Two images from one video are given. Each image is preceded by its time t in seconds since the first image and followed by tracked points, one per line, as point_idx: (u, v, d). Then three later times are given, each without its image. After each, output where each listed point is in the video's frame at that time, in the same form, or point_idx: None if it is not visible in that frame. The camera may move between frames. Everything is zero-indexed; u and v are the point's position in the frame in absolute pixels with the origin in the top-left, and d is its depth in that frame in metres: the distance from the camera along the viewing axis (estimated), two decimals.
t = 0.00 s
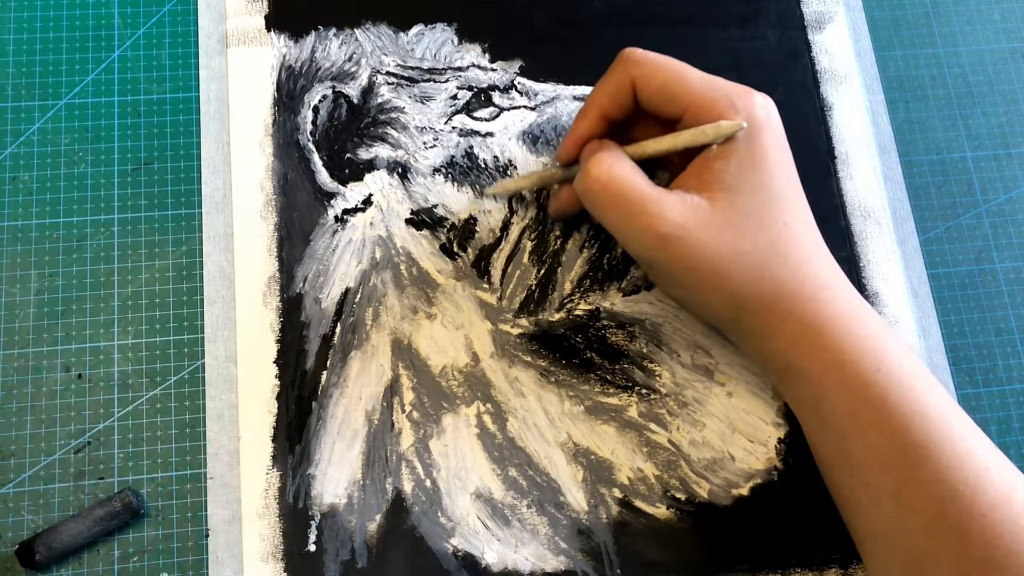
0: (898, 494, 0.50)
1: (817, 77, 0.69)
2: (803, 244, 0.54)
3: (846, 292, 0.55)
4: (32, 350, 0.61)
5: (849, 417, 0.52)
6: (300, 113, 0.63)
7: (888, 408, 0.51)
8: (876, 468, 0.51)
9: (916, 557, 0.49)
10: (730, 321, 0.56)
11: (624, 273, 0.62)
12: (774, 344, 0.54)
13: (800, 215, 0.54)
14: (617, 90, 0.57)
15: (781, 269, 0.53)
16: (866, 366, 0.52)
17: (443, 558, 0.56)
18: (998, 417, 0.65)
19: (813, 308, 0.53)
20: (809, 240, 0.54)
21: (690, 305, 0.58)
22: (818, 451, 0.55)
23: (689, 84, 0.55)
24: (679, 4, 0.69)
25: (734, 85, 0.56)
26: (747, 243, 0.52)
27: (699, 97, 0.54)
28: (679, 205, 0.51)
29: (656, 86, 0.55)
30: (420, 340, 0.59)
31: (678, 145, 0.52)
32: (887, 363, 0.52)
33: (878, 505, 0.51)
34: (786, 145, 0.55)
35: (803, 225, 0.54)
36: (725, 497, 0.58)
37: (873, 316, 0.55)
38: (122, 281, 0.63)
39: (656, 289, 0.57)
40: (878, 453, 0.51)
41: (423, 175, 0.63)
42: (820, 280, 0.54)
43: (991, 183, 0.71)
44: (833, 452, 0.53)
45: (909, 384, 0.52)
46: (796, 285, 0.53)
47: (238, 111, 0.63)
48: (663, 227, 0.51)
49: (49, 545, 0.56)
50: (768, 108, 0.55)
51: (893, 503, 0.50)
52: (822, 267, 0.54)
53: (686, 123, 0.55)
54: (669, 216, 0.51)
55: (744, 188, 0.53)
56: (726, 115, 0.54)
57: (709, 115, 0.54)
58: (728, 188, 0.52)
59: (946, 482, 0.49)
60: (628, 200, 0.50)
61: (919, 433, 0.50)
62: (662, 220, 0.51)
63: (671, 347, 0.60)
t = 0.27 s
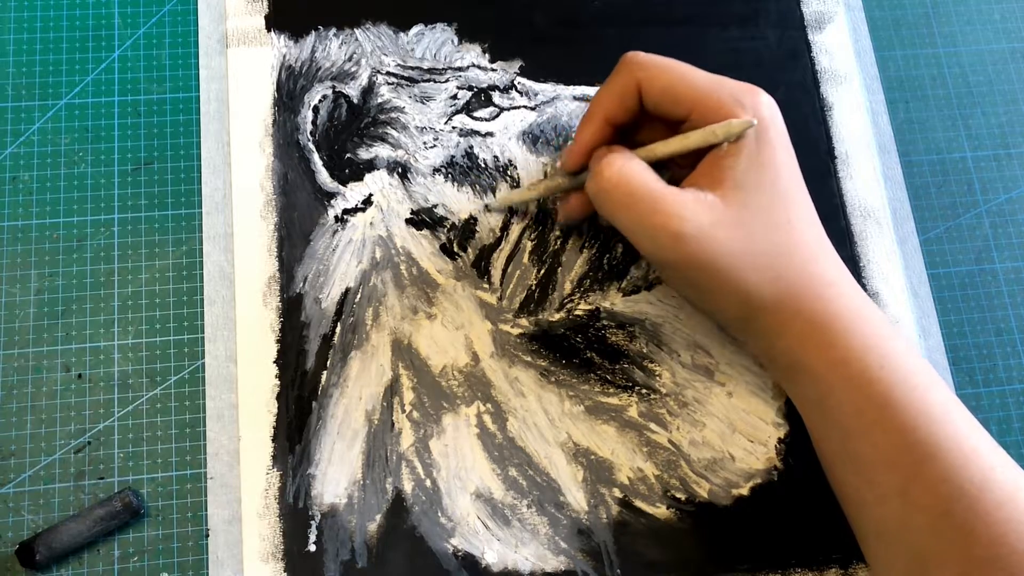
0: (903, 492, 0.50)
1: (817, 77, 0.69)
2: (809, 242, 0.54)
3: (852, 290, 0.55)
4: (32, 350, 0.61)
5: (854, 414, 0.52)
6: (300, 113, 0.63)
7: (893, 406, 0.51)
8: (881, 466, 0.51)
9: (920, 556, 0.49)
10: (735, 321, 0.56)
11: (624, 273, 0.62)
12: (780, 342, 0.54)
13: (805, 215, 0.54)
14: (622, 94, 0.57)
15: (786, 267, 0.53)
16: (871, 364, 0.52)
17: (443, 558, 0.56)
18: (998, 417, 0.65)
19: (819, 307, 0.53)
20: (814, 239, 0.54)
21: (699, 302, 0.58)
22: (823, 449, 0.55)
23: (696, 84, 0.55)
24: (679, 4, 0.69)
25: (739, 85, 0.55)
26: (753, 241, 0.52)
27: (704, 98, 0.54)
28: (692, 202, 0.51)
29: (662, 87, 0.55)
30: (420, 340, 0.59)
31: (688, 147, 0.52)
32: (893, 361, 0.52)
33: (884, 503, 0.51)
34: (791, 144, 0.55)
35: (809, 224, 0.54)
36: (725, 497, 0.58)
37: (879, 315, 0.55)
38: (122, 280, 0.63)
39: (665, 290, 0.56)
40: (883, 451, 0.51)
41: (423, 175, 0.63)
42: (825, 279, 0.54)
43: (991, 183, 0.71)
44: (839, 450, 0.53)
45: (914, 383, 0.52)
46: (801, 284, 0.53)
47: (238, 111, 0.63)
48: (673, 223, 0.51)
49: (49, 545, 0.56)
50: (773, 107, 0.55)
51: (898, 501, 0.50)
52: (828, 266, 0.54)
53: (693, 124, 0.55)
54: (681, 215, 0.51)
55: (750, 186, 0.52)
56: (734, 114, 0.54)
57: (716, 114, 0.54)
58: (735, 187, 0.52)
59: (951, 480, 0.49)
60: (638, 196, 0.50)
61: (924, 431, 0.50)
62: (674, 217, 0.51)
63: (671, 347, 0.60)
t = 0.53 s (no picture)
0: (906, 492, 0.50)
1: (817, 77, 0.69)
2: (809, 243, 0.54)
3: (854, 290, 0.55)
4: (32, 350, 0.61)
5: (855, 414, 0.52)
6: (300, 113, 0.63)
7: (895, 406, 0.51)
8: (883, 466, 0.51)
9: (923, 555, 0.49)
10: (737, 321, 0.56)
11: (624, 273, 0.62)
12: (782, 342, 0.54)
13: (804, 215, 0.54)
14: (608, 107, 0.57)
15: (788, 268, 0.53)
16: (874, 365, 0.52)
17: (443, 558, 0.56)
18: (998, 417, 0.65)
19: (821, 307, 0.53)
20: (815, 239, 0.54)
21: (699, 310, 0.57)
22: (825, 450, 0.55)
23: (683, 93, 0.55)
24: (679, 4, 0.69)
25: (727, 89, 0.55)
26: (753, 242, 0.52)
27: (693, 104, 0.54)
28: (690, 214, 0.51)
29: (649, 97, 0.55)
30: (420, 340, 0.59)
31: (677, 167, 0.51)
32: (895, 362, 0.52)
33: (886, 503, 0.51)
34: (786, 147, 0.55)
35: (809, 224, 0.54)
36: (725, 497, 0.58)
37: (881, 315, 0.55)
38: (122, 280, 0.63)
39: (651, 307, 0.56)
40: (885, 451, 0.51)
41: (423, 175, 0.63)
42: (827, 279, 0.54)
43: (991, 183, 0.71)
44: (842, 451, 0.53)
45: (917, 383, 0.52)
46: (803, 284, 0.53)
47: (238, 111, 0.63)
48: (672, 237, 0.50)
49: (49, 545, 0.56)
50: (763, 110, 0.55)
51: (901, 501, 0.50)
52: (829, 266, 0.54)
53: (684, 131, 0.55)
54: (682, 229, 0.50)
55: (747, 189, 0.52)
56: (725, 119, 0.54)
57: (707, 122, 0.54)
58: (734, 189, 0.52)
59: (953, 480, 0.49)
60: (635, 213, 0.49)
61: (926, 431, 0.50)
62: (673, 232, 0.50)
63: (671, 347, 0.60)
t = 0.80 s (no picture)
0: (904, 494, 0.50)
1: (817, 77, 0.69)
2: (807, 244, 0.54)
3: (852, 292, 0.55)
4: (32, 350, 0.61)
5: (853, 416, 0.52)
6: (300, 113, 0.63)
7: (893, 409, 0.51)
8: (881, 468, 0.51)
9: (921, 557, 0.49)
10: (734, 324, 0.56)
11: (624, 273, 0.62)
12: (779, 344, 0.54)
13: (802, 216, 0.54)
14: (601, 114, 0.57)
15: (785, 269, 0.53)
16: (872, 367, 0.52)
17: (443, 559, 0.56)
18: (998, 417, 0.65)
19: (818, 309, 0.53)
20: (813, 240, 0.54)
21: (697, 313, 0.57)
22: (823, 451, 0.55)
23: (678, 97, 0.55)
24: (679, 4, 0.69)
25: (723, 92, 0.55)
26: (750, 244, 0.52)
27: (687, 106, 0.54)
28: (686, 218, 0.51)
29: (646, 102, 0.55)
30: (420, 340, 0.59)
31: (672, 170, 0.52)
32: (893, 363, 0.52)
33: (884, 505, 0.51)
34: (784, 148, 0.55)
35: (808, 226, 0.54)
36: (725, 497, 0.58)
37: (879, 316, 0.55)
38: (122, 280, 0.63)
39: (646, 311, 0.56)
40: (883, 453, 0.51)
41: (423, 175, 0.63)
42: (825, 281, 0.54)
43: (991, 183, 0.71)
44: (840, 453, 0.53)
45: (914, 384, 0.52)
46: (801, 286, 0.53)
47: (238, 111, 0.63)
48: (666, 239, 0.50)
49: (49, 545, 0.56)
50: (759, 112, 0.55)
51: (898, 503, 0.50)
52: (827, 268, 0.54)
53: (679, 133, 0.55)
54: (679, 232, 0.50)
55: (744, 191, 0.52)
56: (720, 123, 0.54)
57: (703, 125, 0.54)
58: (731, 191, 0.52)
59: (951, 482, 0.49)
60: (627, 217, 0.51)
61: (924, 433, 0.50)
62: (667, 236, 0.50)
63: (671, 347, 0.60)
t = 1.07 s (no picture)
0: (903, 494, 0.50)
1: (817, 77, 0.69)
2: (807, 244, 0.54)
3: (851, 292, 0.55)
4: (32, 350, 0.61)
5: (852, 416, 0.52)
6: (300, 113, 0.63)
7: (892, 409, 0.51)
8: (881, 468, 0.51)
9: (919, 558, 0.49)
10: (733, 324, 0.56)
11: (624, 273, 0.62)
12: (779, 344, 0.54)
13: (802, 216, 0.54)
14: (605, 115, 0.57)
15: (785, 270, 0.53)
16: (871, 367, 0.52)
17: (443, 558, 0.56)
18: (998, 417, 0.65)
19: (818, 309, 0.53)
20: (812, 241, 0.54)
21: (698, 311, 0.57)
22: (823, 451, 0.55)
23: (677, 96, 0.55)
24: (679, 3, 0.69)
25: (723, 92, 0.55)
26: (750, 243, 0.52)
27: (688, 106, 0.54)
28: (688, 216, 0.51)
29: (647, 101, 0.55)
30: (420, 340, 0.59)
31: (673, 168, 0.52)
32: (892, 364, 0.52)
33: (883, 505, 0.51)
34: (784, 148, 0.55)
35: (807, 226, 0.54)
36: (725, 497, 0.58)
37: (878, 317, 0.55)
38: (122, 280, 0.63)
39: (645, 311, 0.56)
40: (882, 453, 0.51)
41: (423, 175, 0.63)
42: (825, 281, 0.54)
43: (991, 183, 0.71)
44: (839, 453, 0.53)
45: (913, 385, 0.52)
46: (800, 287, 0.53)
47: (238, 111, 0.63)
48: (669, 236, 0.50)
49: (49, 545, 0.56)
50: (760, 113, 0.55)
51: (897, 503, 0.50)
52: (827, 268, 0.54)
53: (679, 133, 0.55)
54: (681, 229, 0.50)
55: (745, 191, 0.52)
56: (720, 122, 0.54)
57: (702, 125, 0.54)
58: (732, 191, 0.52)
59: (950, 483, 0.49)
60: (631, 211, 0.50)
61: (923, 434, 0.50)
62: (670, 232, 0.50)
63: (671, 347, 0.60)
